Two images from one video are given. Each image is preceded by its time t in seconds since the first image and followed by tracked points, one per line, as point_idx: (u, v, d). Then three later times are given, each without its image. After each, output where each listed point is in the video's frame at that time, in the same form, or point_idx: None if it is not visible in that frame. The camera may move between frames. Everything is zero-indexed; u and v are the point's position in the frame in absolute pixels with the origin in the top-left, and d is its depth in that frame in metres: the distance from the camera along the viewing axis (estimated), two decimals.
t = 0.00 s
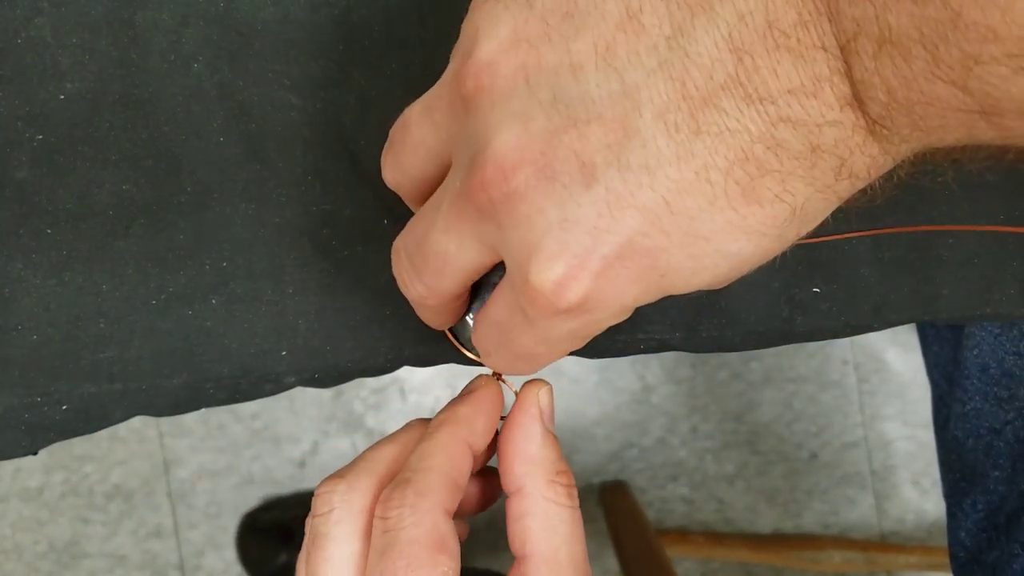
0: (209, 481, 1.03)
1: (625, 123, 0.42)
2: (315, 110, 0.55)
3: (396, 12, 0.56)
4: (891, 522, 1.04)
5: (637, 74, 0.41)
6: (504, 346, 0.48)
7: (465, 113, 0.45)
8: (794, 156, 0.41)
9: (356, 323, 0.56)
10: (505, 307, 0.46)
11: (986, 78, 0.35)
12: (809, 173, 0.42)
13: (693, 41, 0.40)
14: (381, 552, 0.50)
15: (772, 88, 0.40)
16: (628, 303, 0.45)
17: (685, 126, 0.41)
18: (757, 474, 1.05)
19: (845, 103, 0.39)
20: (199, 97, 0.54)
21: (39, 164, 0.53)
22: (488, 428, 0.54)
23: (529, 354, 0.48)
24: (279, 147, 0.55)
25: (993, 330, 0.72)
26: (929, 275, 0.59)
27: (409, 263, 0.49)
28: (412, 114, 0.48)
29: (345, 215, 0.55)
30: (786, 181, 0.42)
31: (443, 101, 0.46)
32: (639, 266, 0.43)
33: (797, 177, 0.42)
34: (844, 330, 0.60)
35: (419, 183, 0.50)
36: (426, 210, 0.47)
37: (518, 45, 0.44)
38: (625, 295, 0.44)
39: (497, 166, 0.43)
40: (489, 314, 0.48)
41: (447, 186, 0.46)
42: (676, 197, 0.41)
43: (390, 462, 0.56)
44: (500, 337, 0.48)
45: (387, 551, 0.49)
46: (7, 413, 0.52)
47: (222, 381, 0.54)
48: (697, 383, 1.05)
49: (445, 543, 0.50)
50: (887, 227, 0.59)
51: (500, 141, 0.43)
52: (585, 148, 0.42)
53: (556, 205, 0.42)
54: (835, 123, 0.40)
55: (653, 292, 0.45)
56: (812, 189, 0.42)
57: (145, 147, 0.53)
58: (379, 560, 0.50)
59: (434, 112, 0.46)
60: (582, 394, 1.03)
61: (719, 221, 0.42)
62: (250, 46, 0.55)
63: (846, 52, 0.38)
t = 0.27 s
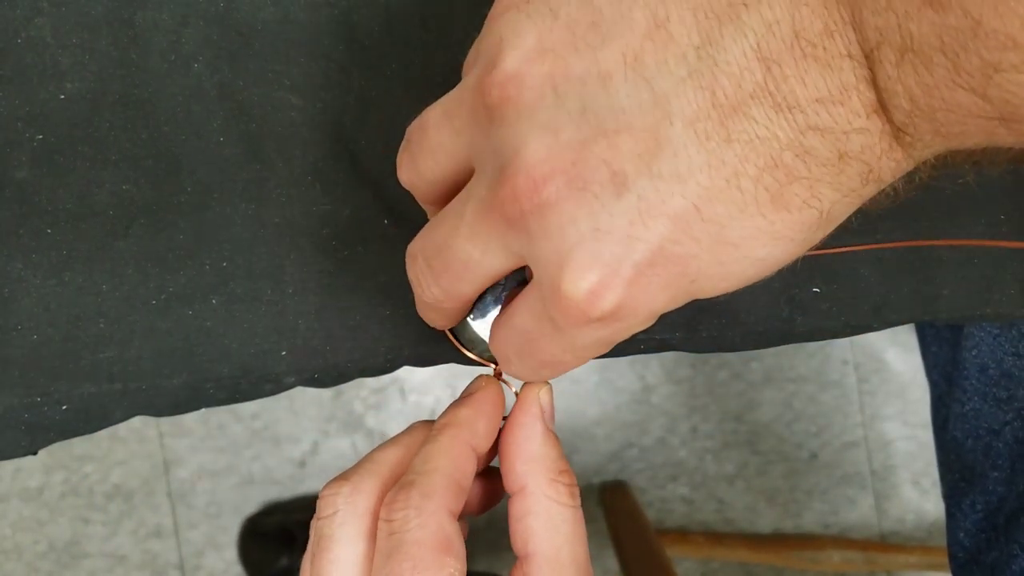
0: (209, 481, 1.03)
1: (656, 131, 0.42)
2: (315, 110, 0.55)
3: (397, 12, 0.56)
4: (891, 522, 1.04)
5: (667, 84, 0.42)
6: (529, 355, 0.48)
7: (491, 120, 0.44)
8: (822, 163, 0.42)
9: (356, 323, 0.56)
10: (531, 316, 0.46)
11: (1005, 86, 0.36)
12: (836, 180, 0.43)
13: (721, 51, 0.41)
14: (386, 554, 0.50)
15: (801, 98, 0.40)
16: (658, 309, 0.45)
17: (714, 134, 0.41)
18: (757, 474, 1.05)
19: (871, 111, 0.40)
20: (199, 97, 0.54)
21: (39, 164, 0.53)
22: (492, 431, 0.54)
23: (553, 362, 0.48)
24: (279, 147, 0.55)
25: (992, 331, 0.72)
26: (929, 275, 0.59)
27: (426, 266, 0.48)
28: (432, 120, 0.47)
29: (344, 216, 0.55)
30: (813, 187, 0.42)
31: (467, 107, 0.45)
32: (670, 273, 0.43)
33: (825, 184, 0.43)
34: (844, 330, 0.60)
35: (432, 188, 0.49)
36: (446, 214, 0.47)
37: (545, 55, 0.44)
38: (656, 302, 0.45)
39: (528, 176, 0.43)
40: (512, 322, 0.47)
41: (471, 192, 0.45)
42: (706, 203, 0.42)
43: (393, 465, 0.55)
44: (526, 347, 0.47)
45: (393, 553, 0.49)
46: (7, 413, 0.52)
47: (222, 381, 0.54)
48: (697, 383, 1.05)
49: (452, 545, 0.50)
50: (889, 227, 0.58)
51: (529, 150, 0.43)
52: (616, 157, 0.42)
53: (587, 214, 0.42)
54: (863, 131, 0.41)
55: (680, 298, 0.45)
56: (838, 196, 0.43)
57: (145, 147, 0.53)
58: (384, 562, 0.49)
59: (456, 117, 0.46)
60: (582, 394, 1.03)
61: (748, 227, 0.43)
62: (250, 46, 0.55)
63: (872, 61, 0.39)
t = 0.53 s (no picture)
0: (209, 481, 1.03)
1: (668, 131, 0.42)
2: (315, 110, 0.55)
3: (397, 12, 0.56)
4: (891, 522, 1.04)
5: (681, 84, 0.42)
6: (537, 355, 0.47)
7: (504, 116, 0.44)
8: (834, 163, 0.42)
9: (356, 323, 0.56)
10: (540, 312, 0.45)
11: (1015, 88, 0.37)
12: (847, 181, 0.43)
13: (735, 51, 0.42)
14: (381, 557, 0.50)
15: (815, 98, 0.41)
16: (668, 308, 0.45)
17: (728, 133, 0.42)
18: (758, 474, 1.05)
19: (883, 111, 0.41)
20: (199, 97, 0.54)
21: (38, 163, 0.53)
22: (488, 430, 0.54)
23: (560, 363, 0.47)
24: (279, 147, 0.55)
25: (994, 330, 0.72)
26: (929, 275, 0.59)
27: (433, 260, 0.47)
28: (442, 114, 0.46)
29: (342, 216, 0.55)
30: (824, 188, 0.43)
31: (479, 102, 0.45)
32: (682, 271, 0.44)
33: (836, 185, 0.43)
34: (844, 330, 0.60)
35: (438, 184, 0.48)
36: (455, 209, 0.46)
37: (559, 53, 0.44)
38: (667, 300, 0.45)
39: (541, 172, 0.43)
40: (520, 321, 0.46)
41: (482, 187, 0.45)
42: (718, 202, 0.42)
43: (390, 465, 0.55)
44: (534, 346, 0.47)
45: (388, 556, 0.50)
46: (7, 413, 0.52)
47: (222, 381, 0.54)
48: (697, 383, 1.05)
49: (447, 547, 0.50)
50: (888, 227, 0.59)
51: (542, 147, 0.43)
52: (631, 154, 0.42)
53: (601, 211, 0.42)
54: (874, 131, 0.41)
55: (691, 297, 0.45)
56: (848, 197, 0.44)
57: (145, 147, 0.53)
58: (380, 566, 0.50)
59: (468, 111, 0.45)
60: (582, 394, 1.03)
61: (760, 227, 0.43)
62: (250, 46, 0.55)
63: (885, 62, 0.39)
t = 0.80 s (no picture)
0: (209, 481, 1.03)
1: (667, 132, 0.42)
2: (315, 111, 0.55)
3: (397, 13, 0.56)
4: (891, 521, 1.04)
5: (679, 84, 0.42)
6: (535, 354, 0.47)
7: (502, 116, 0.44)
8: (831, 163, 0.42)
9: (356, 323, 0.56)
10: (538, 312, 0.45)
11: (1013, 87, 0.37)
12: (845, 181, 0.43)
13: (732, 51, 0.42)
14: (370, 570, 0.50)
15: (811, 98, 0.41)
16: (666, 308, 0.45)
17: (725, 133, 0.42)
18: (758, 473, 1.05)
19: (880, 112, 0.41)
20: (199, 97, 0.54)
21: (39, 164, 0.53)
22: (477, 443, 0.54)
23: (559, 362, 0.47)
24: (279, 147, 0.55)
25: (995, 329, 0.72)
26: (928, 275, 0.59)
27: (430, 259, 0.47)
28: (440, 114, 0.46)
29: (341, 217, 0.55)
30: (822, 188, 0.43)
31: (477, 102, 0.45)
32: (680, 271, 0.44)
33: (833, 185, 0.43)
34: (843, 330, 0.60)
35: (435, 183, 0.48)
36: (453, 208, 0.46)
37: (558, 53, 0.44)
38: (665, 300, 0.45)
39: (539, 173, 0.43)
40: (518, 321, 0.47)
41: (480, 186, 0.45)
42: (716, 202, 0.42)
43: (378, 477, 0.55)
44: (531, 346, 0.47)
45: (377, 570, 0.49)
46: (8, 412, 0.52)
47: (223, 381, 0.54)
48: (697, 382, 1.05)
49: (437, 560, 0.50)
50: (888, 227, 0.59)
51: (540, 147, 0.43)
52: (629, 155, 0.42)
53: (598, 211, 0.43)
54: (871, 131, 0.42)
55: (689, 296, 0.46)
56: (846, 197, 0.44)
57: (145, 147, 0.53)
58: None
59: (465, 111, 0.45)
60: (582, 394, 1.03)
61: (757, 227, 0.43)
62: (250, 47, 0.55)
63: (882, 62, 0.40)
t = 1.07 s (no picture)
0: (209, 481, 1.03)
1: (672, 135, 0.42)
2: (315, 110, 0.55)
3: (397, 13, 0.56)
4: (890, 521, 1.04)
5: (685, 85, 0.42)
6: (539, 353, 0.47)
7: (509, 115, 0.44)
8: (836, 166, 0.42)
9: (356, 323, 0.56)
10: (542, 312, 0.45)
11: (1021, 93, 0.37)
12: (850, 184, 0.43)
13: (741, 53, 0.42)
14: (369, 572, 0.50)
15: (819, 102, 0.41)
16: (670, 309, 0.45)
17: (732, 136, 0.42)
18: (757, 473, 1.05)
19: (887, 115, 0.41)
20: (199, 97, 0.54)
21: (39, 164, 0.53)
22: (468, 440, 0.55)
23: (562, 362, 0.47)
24: (279, 147, 0.55)
25: (994, 329, 0.72)
26: (928, 275, 0.59)
27: (431, 257, 0.47)
28: (445, 111, 0.46)
29: (341, 216, 0.55)
30: (827, 191, 0.43)
31: (484, 101, 0.45)
32: (684, 273, 0.44)
33: (838, 188, 0.43)
34: (843, 330, 0.60)
35: (438, 181, 0.48)
36: (457, 206, 0.46)
37: (566, 53, 0.44)
38: (670, 301, 0.45)
39: (546, 173, 0.43)
40: (523, 320, 0.46)
41: (485, 184, 0.45)
42: (721, 204, 0.42)
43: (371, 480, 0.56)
44: (535, 345, 0.47)
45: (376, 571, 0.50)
46: (8, 412, 0.52)
47: (223, 381, 0.54)
48: (697, 382, 1.05)
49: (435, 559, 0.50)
50: (887, 228, 0.59)
51: (545, 146, 0.43)
52: (635, 156, 0.42)
53: (604, 211, 0.43)
54: (876, 135, 0.42)
55: (693, 298, 0.46)
56: (850, 200, 0.44)
57: (145, 147, 0.53)
58: None
59: (472, 109, 0.45)
60: (582, 394, 1.04)
61: (761, 229, 0.43)
62: (250, 47, 0.55)
63: (888, 66, 0.40)
